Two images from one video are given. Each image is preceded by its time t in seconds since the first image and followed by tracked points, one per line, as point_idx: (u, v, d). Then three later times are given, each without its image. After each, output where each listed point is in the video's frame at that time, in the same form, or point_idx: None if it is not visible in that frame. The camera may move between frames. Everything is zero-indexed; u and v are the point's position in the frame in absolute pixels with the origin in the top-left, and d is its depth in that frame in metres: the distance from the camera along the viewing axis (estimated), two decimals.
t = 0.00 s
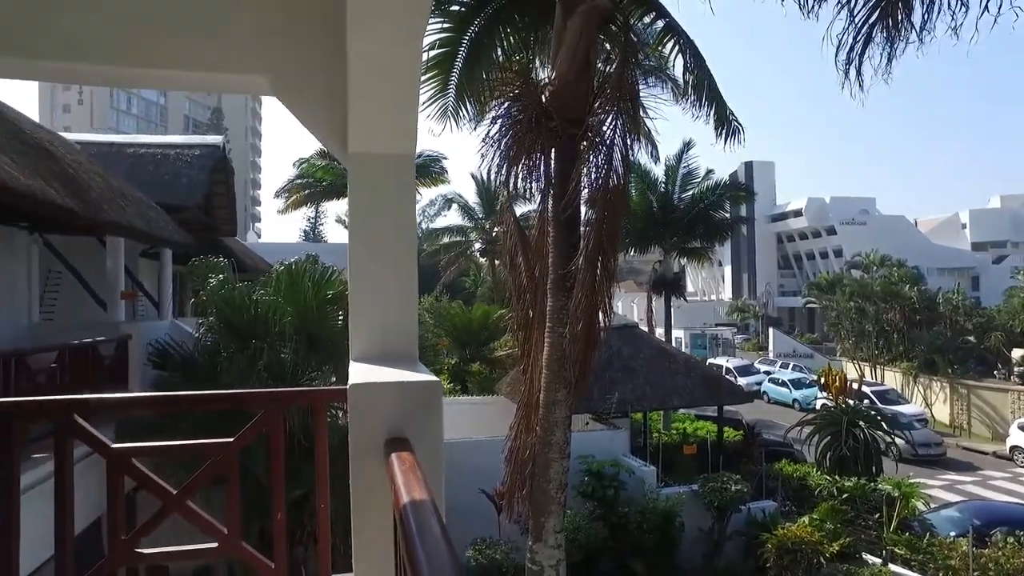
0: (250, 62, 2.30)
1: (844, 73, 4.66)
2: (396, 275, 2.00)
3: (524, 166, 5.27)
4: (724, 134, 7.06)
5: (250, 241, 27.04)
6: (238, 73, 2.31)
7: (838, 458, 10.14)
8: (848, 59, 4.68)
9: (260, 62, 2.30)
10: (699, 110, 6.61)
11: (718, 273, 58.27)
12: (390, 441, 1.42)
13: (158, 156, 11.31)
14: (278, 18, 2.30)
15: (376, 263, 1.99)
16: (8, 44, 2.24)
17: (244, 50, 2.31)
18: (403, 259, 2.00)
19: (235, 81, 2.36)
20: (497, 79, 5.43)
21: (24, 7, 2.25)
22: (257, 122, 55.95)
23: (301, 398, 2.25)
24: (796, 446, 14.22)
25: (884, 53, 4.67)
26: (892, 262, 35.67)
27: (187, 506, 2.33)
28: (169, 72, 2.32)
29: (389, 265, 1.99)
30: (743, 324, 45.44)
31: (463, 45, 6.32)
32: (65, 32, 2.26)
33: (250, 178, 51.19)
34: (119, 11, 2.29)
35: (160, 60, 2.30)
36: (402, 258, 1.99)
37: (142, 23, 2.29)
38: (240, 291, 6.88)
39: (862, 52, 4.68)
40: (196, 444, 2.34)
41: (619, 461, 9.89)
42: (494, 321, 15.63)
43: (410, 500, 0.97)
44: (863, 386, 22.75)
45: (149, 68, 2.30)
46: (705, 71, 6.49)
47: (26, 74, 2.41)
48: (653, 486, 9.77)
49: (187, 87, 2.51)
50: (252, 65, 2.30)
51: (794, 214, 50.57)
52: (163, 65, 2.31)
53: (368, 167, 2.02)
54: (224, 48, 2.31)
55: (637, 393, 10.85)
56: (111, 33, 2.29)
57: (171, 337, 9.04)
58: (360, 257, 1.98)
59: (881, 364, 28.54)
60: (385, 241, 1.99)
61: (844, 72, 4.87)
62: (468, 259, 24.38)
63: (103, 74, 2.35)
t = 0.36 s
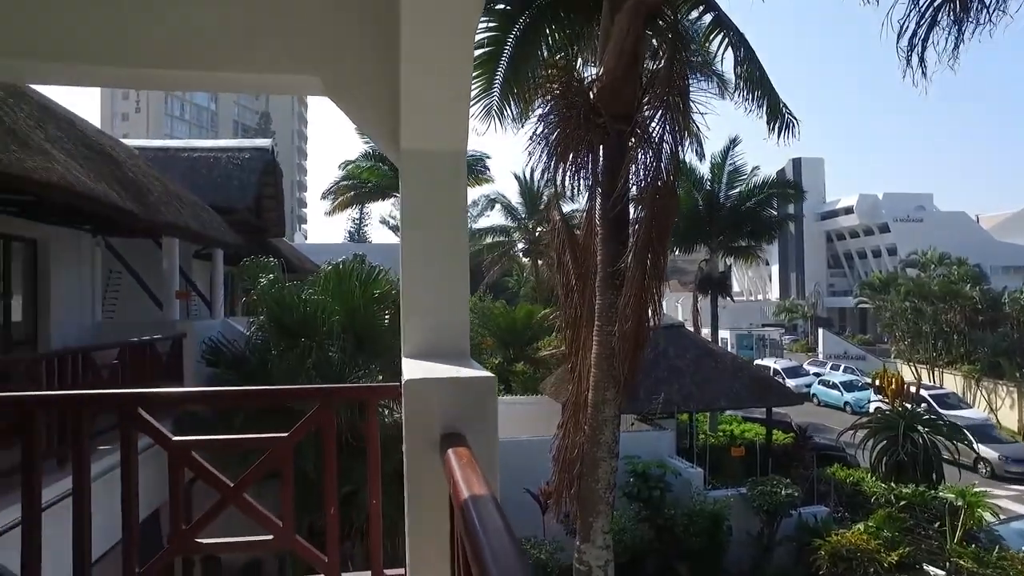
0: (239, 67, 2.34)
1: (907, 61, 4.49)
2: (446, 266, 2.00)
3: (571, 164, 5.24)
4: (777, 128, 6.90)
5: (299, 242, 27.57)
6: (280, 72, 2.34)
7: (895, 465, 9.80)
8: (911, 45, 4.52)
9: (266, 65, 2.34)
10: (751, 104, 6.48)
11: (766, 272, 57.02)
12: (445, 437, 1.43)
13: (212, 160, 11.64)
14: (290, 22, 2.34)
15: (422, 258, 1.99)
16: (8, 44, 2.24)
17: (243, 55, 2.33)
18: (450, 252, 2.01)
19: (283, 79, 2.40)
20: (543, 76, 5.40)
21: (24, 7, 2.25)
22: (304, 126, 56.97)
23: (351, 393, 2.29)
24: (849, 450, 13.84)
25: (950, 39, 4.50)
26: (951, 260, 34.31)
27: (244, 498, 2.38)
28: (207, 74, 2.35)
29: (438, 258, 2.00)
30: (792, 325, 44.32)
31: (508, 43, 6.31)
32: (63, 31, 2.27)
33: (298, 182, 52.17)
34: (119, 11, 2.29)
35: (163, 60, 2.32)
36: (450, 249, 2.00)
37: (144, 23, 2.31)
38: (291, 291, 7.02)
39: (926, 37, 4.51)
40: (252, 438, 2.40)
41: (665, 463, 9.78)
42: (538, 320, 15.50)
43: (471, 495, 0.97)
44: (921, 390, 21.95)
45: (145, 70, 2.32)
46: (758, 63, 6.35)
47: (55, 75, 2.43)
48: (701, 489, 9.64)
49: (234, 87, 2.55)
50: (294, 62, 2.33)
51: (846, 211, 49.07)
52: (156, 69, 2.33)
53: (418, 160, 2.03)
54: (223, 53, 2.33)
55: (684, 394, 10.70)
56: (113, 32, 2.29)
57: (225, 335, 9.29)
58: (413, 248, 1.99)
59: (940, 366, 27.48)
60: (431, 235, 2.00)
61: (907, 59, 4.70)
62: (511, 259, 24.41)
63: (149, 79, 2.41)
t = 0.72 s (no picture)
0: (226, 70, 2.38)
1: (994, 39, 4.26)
2: (513, 267, 1.99)
3: (634, 161, 5.16)
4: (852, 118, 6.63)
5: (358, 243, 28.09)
6: (278, 72, 2.39)
7: (979, 474, 9.35)
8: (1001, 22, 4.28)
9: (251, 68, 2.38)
10: (824, 94, 6.26)
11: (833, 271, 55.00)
12: (516, 432, 1.42)
13: (278, 163, 12.00)
14: (286, 23, 2.38)
15: (487, 262, 1.99)
16: (8, 44, 2.34)
17: (242, 53, 2.37)
18: (517, 252, 1.99)
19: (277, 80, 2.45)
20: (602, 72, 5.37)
21: (23, 7, 2.34)
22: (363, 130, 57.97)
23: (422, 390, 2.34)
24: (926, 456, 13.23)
25: None
26: None
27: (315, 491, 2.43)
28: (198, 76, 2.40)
29: (503, 255, 1.99)
30: (861, 325, 42.58)
31: (566, 41, 6.25)
32: (61, 31, 2.35)
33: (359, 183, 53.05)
34: (119, 12, 2.35)
35: (159, 62, 2.37)
36: (513, 249, 1.99)
37: (144, 23, 2.36)
38: (353, 289, 7.18)
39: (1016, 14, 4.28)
40: (322, 432, 2.44)
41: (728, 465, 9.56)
42: (596, 319, 15.24)
43: (550, 489, 0.95)
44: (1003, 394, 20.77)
45: (143, 68, 2.36)
46: (829, 51, 6.12)
47: (92, 83, 2.52)
48: (766, 492, 9.37)
49: (232, 88, 2.60)
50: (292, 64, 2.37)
51: (920, 206, 46.85)
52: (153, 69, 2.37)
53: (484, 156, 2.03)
54: (221, 52, 2.37)
55: (747, 394, 10.44)
56: (113, 32, 2.35)
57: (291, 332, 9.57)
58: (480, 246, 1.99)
59: None
60: (499, 232, 1.99)
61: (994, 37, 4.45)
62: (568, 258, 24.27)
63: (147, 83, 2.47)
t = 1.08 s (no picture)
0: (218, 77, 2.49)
1: None
2: (589, 273, 1.99)
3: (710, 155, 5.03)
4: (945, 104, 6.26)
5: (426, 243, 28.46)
6: (283, 74, 2.47)
7: None
8: None
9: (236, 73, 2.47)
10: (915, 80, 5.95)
11: (918, 269, 52.16)
12: (598, 430, 1.43)
13: (350, 166, 12.30)
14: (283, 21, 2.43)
15: (564, 268, 2.00)
16: (10, 44, 2.51)
17: (242, 53, 2.46)
18: (592, 257, 2.00)
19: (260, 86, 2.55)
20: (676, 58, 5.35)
21: (23, 8, 2.49)
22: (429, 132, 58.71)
23: (501, 386, 2.40)
24: None
25: None
26: None
27: (392, 484, 2.50)
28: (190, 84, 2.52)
29: (580, 260, 1.99)
30: (950, 327, 40.14)
31: (636, 34, 6.09)
32: (64, 34, 2.50)
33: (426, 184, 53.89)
34: (119, 12, 2.46)
35: (153, 63, 2.50)
36: (589, 253, 2.00)
37: (143, 23, 2.47)
38: (424, 288, 7.29)
39: None
40: (399, 427, 2.49)
41: (806, 471, 9.25)
42: (665, 319, 14.90)
43: (638, 484, 0.96)
44: None
45: (144, 68, 2.50)
46: (919, 36, 5.83)
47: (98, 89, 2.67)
48: (847, 500, 8.97)
49: (278, 91, 2.70)
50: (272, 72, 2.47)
51: (1017, 199, 43.84)
52: (153, 69, 2.50)
53: (561, 158, 2.04)
54: (221, 52, 2.47)
55: (826, 397, 10.05)
56: (113, 33, 2.48)
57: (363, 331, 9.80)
58: (558, 250, 2.00)
59: None
60: (574, 232, 1.99)
61: None
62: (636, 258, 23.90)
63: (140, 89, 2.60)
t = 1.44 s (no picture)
0: (215, 78, 2.62)
1: None
2: (659, 259, 1.98)
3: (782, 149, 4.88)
4: None
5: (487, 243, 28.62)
6: (291, 78, 2.56)
7: None
8: None
9: (230, 74, 2.60)
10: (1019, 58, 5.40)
11: (1007, 265, 49.13)
12: (672, 430, 1.42)
13: (412, 168, 12.50)
14: (279, 19, 2.57)
15: (637, 255, 1.98)
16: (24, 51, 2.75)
17: (242, 51, 2.60)
18: (661, 251, 1.97)
19: (250, 91, 2.67)
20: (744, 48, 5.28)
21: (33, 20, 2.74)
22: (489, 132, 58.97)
23: (569, 384, 2.40)
24: None
25: None
26: None
27: (459, 481, 2.53)
28: (187, 90, 2.67)
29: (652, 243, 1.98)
30: None
31: (700, 28, 5.96)
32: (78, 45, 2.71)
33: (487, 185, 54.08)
34: (121, 15, 2.67)
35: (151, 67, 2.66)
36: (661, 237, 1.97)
37: (142, 24, 2.66)
38: (487, 288, 7.32)
39: None
40: (466, 424, 2.52)
41: (881, 479, 8.77)
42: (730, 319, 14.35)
43: (718, 485, 0.96)
44: None
45: (144, 65, 2.67)
46: None
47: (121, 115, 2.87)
48: (929, 512, 8.48)
49: (305, 98, 2.80)
50: (262, 74, 2.58)
51: None
52: (156, 71, 2.66)
53: (627, 154, 2.03)
54: (222, 51, 2.62)
55: (904, 401, 9.60)
56: (116, 36, 2.68)
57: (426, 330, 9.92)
58: (626, 236, 1.98)
59: None
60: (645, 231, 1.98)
61: None
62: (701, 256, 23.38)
63: (139, 99, 2.75)
